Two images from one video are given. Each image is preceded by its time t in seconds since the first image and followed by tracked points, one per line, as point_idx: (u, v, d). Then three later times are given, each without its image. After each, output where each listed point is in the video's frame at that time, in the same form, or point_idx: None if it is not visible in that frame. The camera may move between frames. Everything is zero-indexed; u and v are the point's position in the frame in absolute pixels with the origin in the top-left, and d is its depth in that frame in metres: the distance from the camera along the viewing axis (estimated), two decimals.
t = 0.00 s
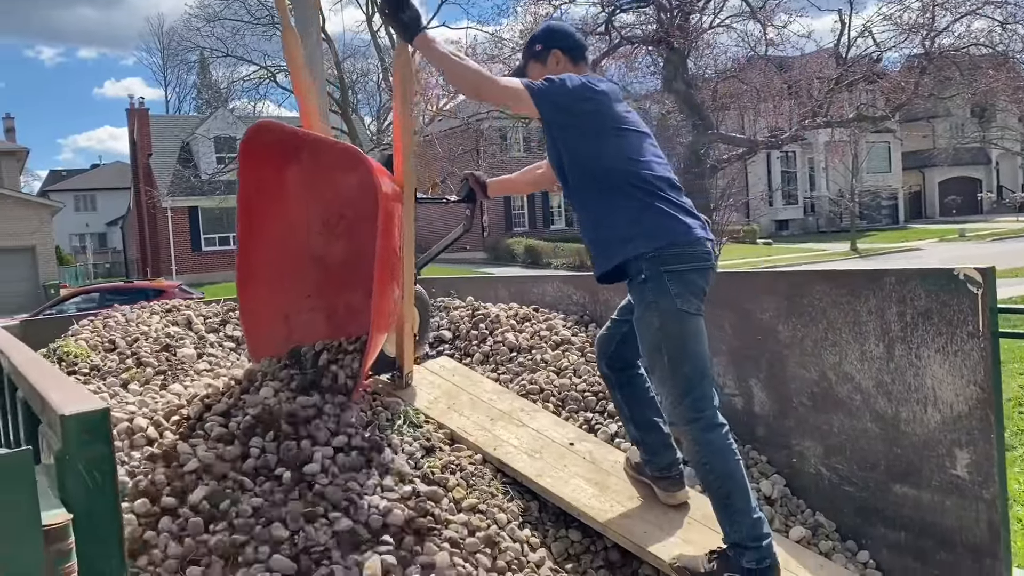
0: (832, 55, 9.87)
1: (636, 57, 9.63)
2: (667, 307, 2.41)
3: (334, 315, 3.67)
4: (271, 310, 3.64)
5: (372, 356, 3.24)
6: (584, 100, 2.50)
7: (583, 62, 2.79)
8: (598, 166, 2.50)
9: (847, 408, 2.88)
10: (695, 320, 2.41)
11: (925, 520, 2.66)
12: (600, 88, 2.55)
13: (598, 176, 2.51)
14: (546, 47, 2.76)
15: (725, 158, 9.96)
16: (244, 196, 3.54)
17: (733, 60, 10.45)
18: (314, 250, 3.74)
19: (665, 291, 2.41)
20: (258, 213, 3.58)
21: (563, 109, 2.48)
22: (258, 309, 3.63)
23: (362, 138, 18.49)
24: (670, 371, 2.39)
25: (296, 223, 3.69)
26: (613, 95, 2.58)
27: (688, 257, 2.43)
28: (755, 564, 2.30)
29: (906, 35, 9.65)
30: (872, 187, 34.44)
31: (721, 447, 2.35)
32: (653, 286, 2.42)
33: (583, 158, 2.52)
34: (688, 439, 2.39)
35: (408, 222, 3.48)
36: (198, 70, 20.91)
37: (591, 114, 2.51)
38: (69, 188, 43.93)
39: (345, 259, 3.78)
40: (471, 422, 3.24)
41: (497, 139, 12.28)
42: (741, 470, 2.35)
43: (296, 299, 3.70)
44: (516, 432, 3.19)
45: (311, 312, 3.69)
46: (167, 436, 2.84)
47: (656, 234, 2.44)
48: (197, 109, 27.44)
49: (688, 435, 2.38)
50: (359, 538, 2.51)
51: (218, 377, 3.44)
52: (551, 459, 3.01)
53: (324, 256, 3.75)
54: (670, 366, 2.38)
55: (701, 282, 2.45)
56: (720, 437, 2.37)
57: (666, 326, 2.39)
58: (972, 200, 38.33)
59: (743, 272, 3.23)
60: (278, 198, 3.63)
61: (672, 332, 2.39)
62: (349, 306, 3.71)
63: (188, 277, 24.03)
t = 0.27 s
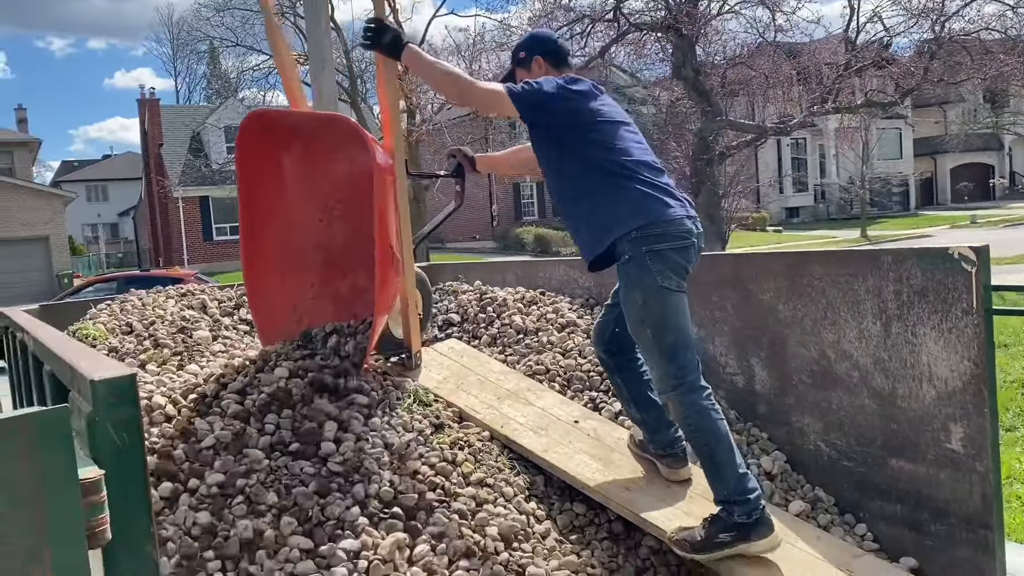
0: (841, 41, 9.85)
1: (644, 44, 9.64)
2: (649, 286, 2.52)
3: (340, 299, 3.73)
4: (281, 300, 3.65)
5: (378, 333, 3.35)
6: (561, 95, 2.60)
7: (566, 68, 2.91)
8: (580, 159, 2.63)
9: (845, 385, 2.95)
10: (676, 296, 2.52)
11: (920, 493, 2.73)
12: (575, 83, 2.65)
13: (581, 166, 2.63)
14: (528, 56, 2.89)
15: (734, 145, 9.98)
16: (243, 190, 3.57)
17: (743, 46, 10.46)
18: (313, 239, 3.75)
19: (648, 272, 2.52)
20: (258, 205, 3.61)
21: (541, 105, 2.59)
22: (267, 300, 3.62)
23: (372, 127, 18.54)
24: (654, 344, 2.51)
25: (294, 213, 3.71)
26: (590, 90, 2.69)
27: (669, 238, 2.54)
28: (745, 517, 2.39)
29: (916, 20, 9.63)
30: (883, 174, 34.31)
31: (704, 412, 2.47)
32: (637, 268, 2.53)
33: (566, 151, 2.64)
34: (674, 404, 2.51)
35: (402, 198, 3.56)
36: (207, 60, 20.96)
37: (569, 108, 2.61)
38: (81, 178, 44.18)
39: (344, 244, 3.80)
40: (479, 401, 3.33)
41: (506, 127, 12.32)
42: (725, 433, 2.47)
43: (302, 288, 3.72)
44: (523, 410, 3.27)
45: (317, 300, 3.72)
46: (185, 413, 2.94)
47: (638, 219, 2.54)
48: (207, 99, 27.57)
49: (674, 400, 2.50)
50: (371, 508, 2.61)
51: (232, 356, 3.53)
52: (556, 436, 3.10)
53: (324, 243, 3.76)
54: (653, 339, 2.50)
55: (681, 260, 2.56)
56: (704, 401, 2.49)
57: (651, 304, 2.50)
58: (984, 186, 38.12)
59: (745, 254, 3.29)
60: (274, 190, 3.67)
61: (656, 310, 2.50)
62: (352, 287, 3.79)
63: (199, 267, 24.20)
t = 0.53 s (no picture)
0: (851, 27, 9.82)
1: (653, 31, 9.63)
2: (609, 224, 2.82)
3: (352, 288, 3.74)
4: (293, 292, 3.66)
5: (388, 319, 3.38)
6: (559, 46, 2.85)
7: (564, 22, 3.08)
8: (565, 106, 2.90)
9: (851, 369, 2.99)
10: (633, 237, 2.82)
11: (925, 474, 2.78)
12: (576, 36, 2.91)
13: (562, 114, 2.92)
14: (527, 10, 3.05)
15: (744, 132, 9.97)
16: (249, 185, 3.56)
17: (752, 32, 10.42)
18: (321, 229, 3.73)
19: (612, 213, 2.81)
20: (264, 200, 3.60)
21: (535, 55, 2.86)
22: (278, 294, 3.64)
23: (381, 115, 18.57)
24: (593, 276, 2.85)
25: (300, 204, 3.69)
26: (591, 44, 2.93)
27: (637, 185, 2.80)
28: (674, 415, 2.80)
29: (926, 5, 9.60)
30: (895, 160, 34.12)
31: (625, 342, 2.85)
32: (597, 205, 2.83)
33: (551, 99, 2.93)
34: (594, 328, 2.90)
35: (407, 181, 3.57)
36: (217, 49, 21.00)
37: (565, 59, 2.86)
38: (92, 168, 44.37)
39: (352, 233, 3.78)
40: (490, 386, 3.39)
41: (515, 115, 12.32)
42: (642, 355, 2.85)
43: (313, 280, 3.72)
44: (534, 395, 3.33)
45: (328, 291, 3.73)
46: (203, 398, 3.01)
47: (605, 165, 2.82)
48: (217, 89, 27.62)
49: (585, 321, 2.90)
50: (385, 489, 2.67)
51: (248, 343, 3.60)
52: (566, 420, 3.16)
53: (332, 232, 3.74)
54: (597, 267, 2.83)
55: (647, 208, 2.82)
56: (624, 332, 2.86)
57: (602, 239, 2.82)
58: (997, 172, 37.85)
59: (752, 240, 3.33)
60: (280, 183, 3.64)
61: (607, 244, 2.82)
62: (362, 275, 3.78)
63: (210, 256, 24.32)
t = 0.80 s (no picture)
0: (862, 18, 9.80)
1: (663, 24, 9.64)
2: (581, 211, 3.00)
3: (372, 280, 3.87)
4: (316, 287, 3.73)
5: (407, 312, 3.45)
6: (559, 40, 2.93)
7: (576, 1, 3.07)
8: (556, 96, 3.04)
9: (863, 359, 3.03)
10: (597, 225, 2.98)
11: (936, 462, 2.83)
12: (580, 32, 2.98)
13: (552, 103, 3.06)
14: None
15: (754, 124, 9.97)
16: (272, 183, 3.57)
17: (763, 24, 10.41)
18: (341, 225, 3.81)
19: (585, 200, 2.98)
20: (288, 198, 3.63)
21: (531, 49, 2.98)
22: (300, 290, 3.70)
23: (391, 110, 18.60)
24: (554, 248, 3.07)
25: (319, 200, 3.74)
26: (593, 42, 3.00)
27: (605, 184, 2.95)
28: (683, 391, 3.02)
29: None
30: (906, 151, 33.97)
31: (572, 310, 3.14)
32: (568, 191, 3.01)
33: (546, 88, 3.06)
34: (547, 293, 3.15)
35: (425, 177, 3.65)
36: (226, 45, 21.06)
37: (562, 55, 2.95)
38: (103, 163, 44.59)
39: (369, 227, 3.88)
40: (507, 377, 3.45)
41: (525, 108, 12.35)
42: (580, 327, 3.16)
43: (335, 274, 3.81)
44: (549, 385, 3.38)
45: (349, 283, 3.84)
46: (225, 389, 3.07)
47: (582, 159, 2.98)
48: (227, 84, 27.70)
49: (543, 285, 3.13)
50: (406, 477, 2.73)
51: (267, 335, 3.66)
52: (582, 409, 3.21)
53: (351, 227, 3.83)
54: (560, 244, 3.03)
55: (613, 205, 2.97)
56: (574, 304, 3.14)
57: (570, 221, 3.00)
58: (1009, 163, 37.64)
59: (765, 232, 3.37)
60: (299, 181, 3.67)
61: (575, 227, 3.00)
62: (380, 267, 3.91)
63: (221, 250, 24.46)
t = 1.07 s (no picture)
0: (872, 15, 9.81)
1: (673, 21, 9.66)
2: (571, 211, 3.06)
3: (390, 278, 3.84)
4: (334, 283, 3.78)
5: (425, 307, 3.49)
6: (546, 44, 2.97)
7: None
8: (544, 98, 3.08)
9: (878, 354, 3.06)
10: (589, 226, 3.05)
11: (951, 456, 2.85)
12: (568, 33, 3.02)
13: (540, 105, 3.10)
14: None
15: (765, 121, 9.96)
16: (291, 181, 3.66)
17: (773, 21, 10.41)
18: (359, 223, 3.83)
19: (577, 204, 3.04)
20: (307, 195, 3.71)
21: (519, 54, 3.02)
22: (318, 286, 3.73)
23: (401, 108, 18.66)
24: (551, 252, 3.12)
25: (338, 198, 3.79)
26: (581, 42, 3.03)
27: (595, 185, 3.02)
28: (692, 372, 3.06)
29: None
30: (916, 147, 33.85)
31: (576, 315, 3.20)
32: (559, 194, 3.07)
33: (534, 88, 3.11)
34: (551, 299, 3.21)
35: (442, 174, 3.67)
36: (236, 44, 21.15)
37: (551, 57, 2.99)
38: (114, 163, 44.83)
39: (388, 225, 3.87)
40: (524, 372, 3.49)
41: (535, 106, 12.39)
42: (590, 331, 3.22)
43: (352, 271, 3.82)
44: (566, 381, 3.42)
45: (367, 281, 3.83)
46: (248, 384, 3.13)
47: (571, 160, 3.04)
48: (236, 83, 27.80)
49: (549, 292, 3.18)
50: (428, 471, 2.77)
51: (288, 332, 3.71)
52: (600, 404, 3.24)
53: (369, 225, 3.84)
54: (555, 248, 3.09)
55: (602, 205, 3.04)
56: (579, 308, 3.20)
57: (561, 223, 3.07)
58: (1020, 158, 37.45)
59: (780, 228, 3.39)
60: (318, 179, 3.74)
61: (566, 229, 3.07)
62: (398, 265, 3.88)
63: (232, 249, 24.59)
